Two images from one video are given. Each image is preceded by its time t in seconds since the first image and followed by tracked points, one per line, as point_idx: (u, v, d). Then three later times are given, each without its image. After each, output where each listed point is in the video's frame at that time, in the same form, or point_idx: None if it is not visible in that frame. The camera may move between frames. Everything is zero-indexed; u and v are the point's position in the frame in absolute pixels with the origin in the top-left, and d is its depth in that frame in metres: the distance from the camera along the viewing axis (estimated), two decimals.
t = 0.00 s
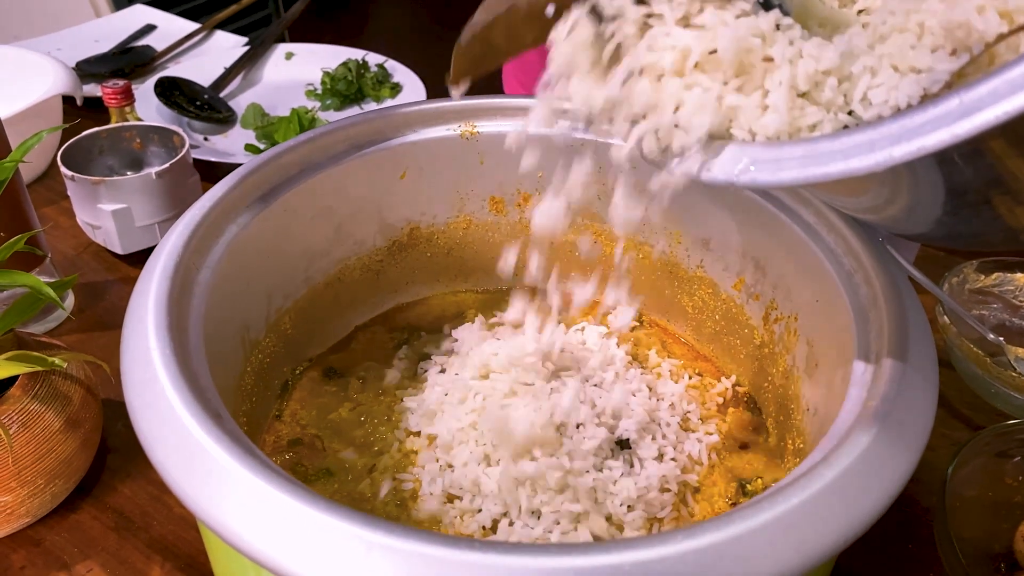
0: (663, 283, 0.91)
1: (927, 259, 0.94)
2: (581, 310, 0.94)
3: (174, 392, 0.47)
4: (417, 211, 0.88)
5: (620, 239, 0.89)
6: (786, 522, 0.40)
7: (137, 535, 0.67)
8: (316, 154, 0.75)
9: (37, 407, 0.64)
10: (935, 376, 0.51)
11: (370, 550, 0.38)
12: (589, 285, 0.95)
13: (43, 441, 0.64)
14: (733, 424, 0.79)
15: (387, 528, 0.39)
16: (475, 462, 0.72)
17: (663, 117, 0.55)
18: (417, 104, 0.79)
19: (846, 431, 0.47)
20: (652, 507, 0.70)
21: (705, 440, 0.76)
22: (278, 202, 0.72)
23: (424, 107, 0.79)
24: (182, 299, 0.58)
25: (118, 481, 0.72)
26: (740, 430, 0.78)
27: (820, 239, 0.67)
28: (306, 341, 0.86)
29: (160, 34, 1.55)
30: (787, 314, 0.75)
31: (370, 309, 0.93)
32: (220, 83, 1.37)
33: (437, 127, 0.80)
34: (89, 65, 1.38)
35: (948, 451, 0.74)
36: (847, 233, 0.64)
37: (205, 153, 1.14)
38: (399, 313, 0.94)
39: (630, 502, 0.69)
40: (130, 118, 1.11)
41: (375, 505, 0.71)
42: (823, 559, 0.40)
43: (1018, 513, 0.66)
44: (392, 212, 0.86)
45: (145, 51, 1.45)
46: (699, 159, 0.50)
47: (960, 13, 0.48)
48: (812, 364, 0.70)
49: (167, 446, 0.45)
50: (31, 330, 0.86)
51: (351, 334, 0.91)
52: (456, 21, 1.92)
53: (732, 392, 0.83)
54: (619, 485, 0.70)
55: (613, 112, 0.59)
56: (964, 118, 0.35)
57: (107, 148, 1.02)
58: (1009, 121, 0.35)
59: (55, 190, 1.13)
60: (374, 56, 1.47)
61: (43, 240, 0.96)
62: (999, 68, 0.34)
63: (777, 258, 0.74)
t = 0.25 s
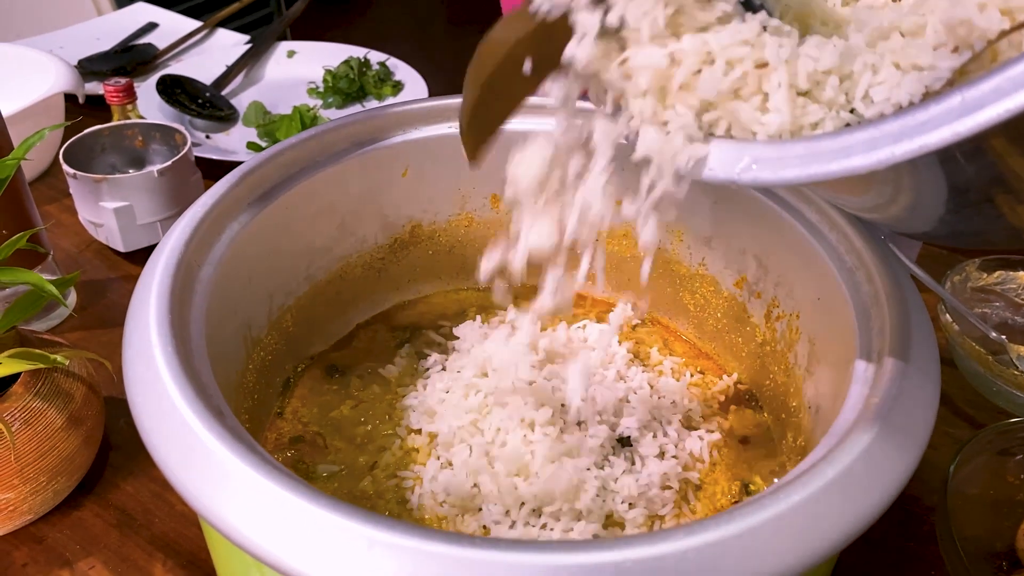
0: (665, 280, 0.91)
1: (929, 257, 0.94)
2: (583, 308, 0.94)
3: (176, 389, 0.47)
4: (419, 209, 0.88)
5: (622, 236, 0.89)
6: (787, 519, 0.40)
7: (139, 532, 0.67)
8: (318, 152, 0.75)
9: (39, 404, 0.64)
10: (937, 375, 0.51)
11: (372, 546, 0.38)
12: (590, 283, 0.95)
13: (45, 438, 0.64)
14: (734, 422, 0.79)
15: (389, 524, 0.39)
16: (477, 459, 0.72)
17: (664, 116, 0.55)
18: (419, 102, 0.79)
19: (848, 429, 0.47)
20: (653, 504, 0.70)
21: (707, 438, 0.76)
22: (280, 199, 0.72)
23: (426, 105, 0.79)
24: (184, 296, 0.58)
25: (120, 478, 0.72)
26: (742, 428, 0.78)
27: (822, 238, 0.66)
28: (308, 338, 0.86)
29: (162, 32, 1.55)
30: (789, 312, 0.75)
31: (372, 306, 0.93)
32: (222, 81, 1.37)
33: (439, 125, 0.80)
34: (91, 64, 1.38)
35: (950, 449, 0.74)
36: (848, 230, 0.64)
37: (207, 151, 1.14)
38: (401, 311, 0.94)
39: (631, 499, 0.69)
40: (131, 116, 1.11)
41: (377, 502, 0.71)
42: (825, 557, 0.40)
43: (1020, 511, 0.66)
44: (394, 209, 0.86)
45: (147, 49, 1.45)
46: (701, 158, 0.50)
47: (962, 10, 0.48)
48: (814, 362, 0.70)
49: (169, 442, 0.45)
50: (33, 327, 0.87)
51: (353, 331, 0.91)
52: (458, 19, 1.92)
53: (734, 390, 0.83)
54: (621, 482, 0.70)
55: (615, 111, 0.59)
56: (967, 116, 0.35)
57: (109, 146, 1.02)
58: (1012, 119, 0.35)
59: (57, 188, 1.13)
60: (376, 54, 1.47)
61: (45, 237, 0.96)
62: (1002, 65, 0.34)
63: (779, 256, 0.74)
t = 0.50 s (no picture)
0: (667, 278, 0.90)
1: (931, 255, 0.94)
2: (584, 306, 0.94)
3: (178, 386, 0.47)
4: (420, 207, 0.88)
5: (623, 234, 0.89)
6: (789, 517, 0.40)
7: (141, 529, 0.68)
8: (320, 150, 0.75)
9: (41, 402, 0.64)
10: (939, 374, 0.51)
11: (373, 544, 0.38)
12: (591, 280, 0.95)
13: (47, 436, 0.64)
14: (736, 420, 0.79)
15: (390, 522, 0.39)
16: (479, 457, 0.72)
17: (665, 115, 0.55)
18: (421, 100, 0.79)
19: (849, 427, 0.47)
20: (655, 502, 0.70)
21: (709, 436, 0.76)
22: (282, 196, 0.72)
23: (428, 103, 0.79)
24: (185, 294, 0.58)
25: (122, 476, 0.72)
26: (745, 426, 0.78)
27: (824, 236, 0.66)
28: (309, 336, 0.86)
29: (164, 30, 1.55)
30: (791, 310, 0.75)
31: (373, 304, 0.93)
32: (224, 79, 1.37)
33: (441, 123, 0.80)
34: (94, 62, 1.38)
35: (951, 448, 0.74)
36: (850, 228, 0.64)
37: (209, 149, 1.14)
38: (402, 309, 0.94)
39: (632, 497, 0.69)
40: (133, 114, 1.11)
41: (378, 500, 0.71)
42: (825, 556, 0.40)
43: (1022, 510, 0.66)
44: (395, 207, 0.86)
45: (149, 47, 1.45)
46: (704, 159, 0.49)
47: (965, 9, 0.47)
48: (816, 360, 0.70)
49: (171, 440, 0.45)
50: (35, 325, 0.87)
51: (354, 329, 0.91)
52: (460, 17, 1.91)
53: (736, 388, 0.83)
54: (622, 481, 0.70)
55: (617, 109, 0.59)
56: (969, 114, 0.35)
57: (111, 144, 1.02)
58: (1015, 116, 0.34)
59: (59, 186, 1.13)
60: (378, 52, 1.47)
61: (47, 235, 0.96)
62: (1006, 63, 0.34)
63: (781, 254, 0.74)
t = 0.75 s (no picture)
0: (669, 276, 0.90)
1: (933, 254, 0.94)
2: (586, 304, 0.94)
3: (180, 384, 0.47)
4: (422, 205, 0.88)
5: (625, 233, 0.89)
6: (791, 515, 0.40)
7: (143, 527, 0.68)
8: (322, 148, 0.75)
9: (44, 399, 0.64)
10: (942, 372, 0.51)
11: (374, 541, 0.38)
12: (593, 279, 0.95)
13: (49, 434, 0.64)
14: (738, 418, 0.79)
15: (391, 519, 0.39)
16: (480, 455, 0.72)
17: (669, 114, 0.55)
18: (422, 98, 0.79)
19: (851, 425, 0.47)
20: (656, 501, 0.70)
21: (710, 434, 0.76)
22: (284, 194, 0.72)
23: (430, 101, 0.79)
24: (187, 291, 0.58)
25: (124, 474, 0.73)
26: (746, 424, 0.78)
27: (826, 234, 0.66)
28: (311, 334, 0.86)
29: (166, 28, 1.55)
30: (793, 308, 0.75)
31: (375, 302, 0.93)
32: (226, 77, 1.37)
33: (443, 121, 0.80)
34: (95, 60, 1.38)
35: (953, 446, 0.74)
36: (852, 226, 0.63)
37: (211, 147, 1.14)
38: (404, 307, 0.94)
39: (634, 496, 0.69)
40: (135, 112, 1.11)
41: (380, 498, 0.71)
42: (827, 553, 0.40)
43: None
44: (397, 205, 0.86)
45: (151, 45, 1.45)
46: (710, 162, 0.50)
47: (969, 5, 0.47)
48: (818, 358, 0.69)
49: (173, 437, 0.45)
50: (37, 323, 0.87)
51: (356, 327, 0.91)
52: (461, 15, 1.91)
53: (737, 386, 0.83)
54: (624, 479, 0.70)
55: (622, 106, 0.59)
56: (973, 111, 0.35)
57: (113, 142, 1.02)
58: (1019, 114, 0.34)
59: (61, 184, 1.13)
60: (379, 51, 1.47)
61: (49, 233, 0.96)
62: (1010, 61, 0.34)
63: (783, 252, 0.74)
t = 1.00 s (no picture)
0: (671, 275, 0.90)
1: (935, 252, 0.94)
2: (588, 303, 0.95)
3: (181, 381, 0.47)
4: (423, 203, 0.87)
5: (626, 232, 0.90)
6: (792, 513, 0.40)
7: (145, 525, 0.68)
8: (323, 147, 0.75)
9: (45, 397, 0.64)
10: (944, 371, 0.51)
11: (375, 538, 0.38)
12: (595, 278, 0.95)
13: (51, 431, 0.64)
14: (739, 416, 0.79)
15: (392, 516, 0.39)
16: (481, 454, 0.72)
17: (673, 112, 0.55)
18: (424, 96, 0.79)
19: (853, 422, 0.47)
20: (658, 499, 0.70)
21: (711, 432, 0.76)
22: (285, 192, 0.72)
23: (432, 100, 0.79)
24: (188, 289, 0.58)
25: (126, 472, 0.73)
26: (748, 423, 0.78)
27: (828, 233, 0.66)
28: (314, 333, 0.87)
29: (168, 26, 1.55)
30: (794, 306, 0.75)
31: (377, 301, 0.93)
32: (227, 75, 1.37)
33: (444, 120, 0.81)
34: (97, 58, 1.38)
35: (955, 444, 0.74)
36: (853, 223, 0.63)
37: (213, 146, 1.14)
38: (406, 305, 0.95)
39: (636, 494, 0.70)
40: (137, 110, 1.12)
41: (381, 496, 0.71)
42: (827, 550, 0.40)
43: None
44: (398, 204, 0.86)
45: (153, 44, 1.45)
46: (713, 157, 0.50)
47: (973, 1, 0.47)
48: (820, 356, 0.69)
49: (175, 433, 0.45)
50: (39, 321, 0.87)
51: (359, 326, 0.91)
52: (462, 13, 1.91)
53: (739, 384, 0.83)
54: (625, 478, 0.70)
55: (623, 103, 0.59)
56: (975, 108, 0.35)
57: (115, 140, 1.02)
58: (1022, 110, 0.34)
59: (63, 182, 1.13)
60: (381, 49, 1.47)
61: (51, 231, 0.96)
62: (1012, 56, 0.34)
63: (784, 250, 0.74)
